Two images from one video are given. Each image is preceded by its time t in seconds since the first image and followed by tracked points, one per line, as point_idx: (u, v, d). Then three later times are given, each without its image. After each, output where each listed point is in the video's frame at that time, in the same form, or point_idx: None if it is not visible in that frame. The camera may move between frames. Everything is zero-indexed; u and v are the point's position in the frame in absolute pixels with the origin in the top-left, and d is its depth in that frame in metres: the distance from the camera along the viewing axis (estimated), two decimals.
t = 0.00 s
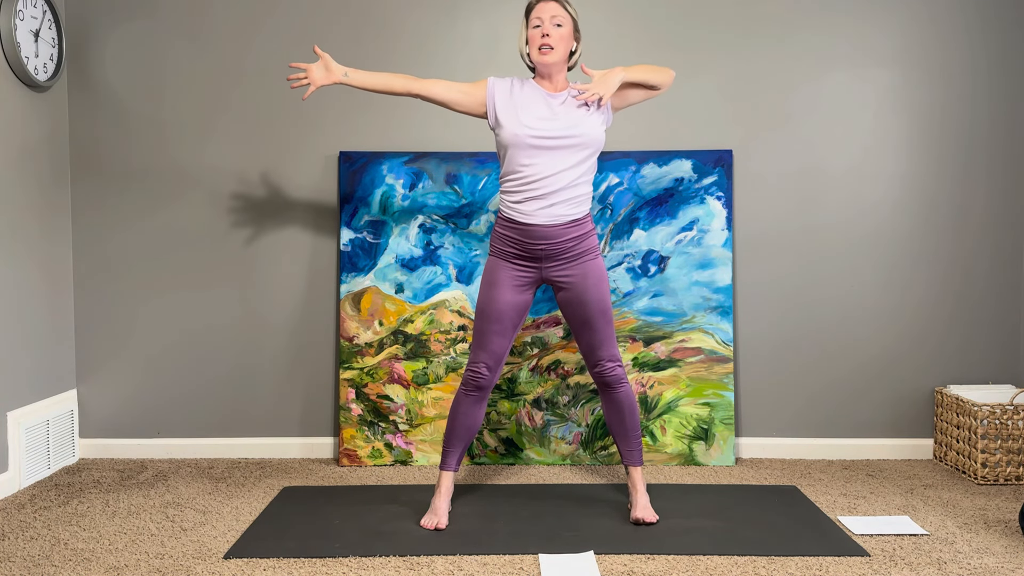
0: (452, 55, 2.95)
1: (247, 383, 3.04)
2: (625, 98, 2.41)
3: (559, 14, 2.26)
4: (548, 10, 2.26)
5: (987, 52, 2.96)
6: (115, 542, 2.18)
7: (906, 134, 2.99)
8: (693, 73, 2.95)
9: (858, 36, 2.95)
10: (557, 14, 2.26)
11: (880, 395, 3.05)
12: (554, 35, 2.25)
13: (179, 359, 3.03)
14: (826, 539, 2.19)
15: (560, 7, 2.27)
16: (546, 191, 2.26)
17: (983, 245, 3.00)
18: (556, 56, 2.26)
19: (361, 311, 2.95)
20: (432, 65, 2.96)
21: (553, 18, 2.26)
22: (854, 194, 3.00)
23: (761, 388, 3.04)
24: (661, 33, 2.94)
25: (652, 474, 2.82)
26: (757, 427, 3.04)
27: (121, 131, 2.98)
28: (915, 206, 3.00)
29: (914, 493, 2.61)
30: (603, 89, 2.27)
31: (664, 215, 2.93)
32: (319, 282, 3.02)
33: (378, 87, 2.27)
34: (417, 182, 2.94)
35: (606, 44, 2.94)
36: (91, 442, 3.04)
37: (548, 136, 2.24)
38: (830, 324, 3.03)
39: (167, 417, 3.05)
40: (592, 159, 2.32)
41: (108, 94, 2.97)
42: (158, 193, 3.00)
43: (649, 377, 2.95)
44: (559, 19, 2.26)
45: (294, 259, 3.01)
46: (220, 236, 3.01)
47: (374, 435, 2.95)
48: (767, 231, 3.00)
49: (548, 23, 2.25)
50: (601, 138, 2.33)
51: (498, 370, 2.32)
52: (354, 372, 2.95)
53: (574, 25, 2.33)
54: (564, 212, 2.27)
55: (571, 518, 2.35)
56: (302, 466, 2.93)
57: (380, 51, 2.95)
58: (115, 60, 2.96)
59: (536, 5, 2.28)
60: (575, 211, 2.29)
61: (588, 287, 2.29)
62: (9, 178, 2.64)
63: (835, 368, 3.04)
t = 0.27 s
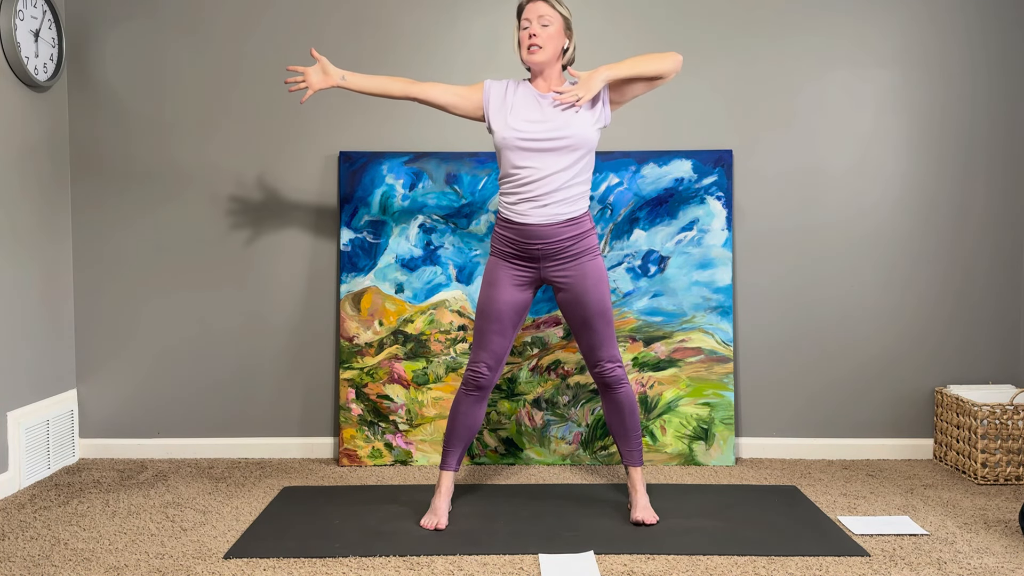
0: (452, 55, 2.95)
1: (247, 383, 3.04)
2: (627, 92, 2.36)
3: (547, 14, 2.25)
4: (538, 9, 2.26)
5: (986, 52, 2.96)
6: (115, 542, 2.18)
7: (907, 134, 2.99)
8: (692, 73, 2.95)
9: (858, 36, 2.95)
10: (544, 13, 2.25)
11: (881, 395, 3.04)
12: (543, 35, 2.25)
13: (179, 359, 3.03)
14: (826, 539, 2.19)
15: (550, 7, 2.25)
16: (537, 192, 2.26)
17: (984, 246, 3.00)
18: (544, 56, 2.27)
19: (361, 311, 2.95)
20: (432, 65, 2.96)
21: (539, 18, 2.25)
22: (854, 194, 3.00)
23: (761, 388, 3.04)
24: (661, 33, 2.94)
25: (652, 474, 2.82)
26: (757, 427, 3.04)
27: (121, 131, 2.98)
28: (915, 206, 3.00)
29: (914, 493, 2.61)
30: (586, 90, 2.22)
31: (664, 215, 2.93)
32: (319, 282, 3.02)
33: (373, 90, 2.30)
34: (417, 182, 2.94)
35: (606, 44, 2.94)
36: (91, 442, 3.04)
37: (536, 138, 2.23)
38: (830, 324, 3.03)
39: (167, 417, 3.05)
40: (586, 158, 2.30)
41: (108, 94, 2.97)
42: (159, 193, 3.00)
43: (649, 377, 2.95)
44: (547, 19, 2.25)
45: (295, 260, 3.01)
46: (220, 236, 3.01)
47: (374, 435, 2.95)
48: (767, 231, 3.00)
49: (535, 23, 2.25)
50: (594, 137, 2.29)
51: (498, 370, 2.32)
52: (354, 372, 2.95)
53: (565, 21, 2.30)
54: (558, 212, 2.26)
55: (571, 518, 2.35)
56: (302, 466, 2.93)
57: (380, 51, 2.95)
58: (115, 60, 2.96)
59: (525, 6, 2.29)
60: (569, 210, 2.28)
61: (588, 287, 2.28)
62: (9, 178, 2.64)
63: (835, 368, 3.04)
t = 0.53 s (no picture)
0: (452, 55, 2.95)
1: (247, 383, 3.04)
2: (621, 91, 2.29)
3: (532, 15, 2.24)
4: (524, 11, 2.26)
5: (986, 52, 2.96)
6: (115, 542, 2.18)
7: (906, 134, 2.99)
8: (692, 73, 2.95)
9: (858, 36, 2.95)
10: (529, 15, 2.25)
11: (880, 395, 3.05)
12: (528, 38, 2.25)
13: (179, 358, 3.03)
14: (826, 539, 2.19)
15: (534, 8, 2.25)
16: (532, 198, 2.27)
17: (984, 246, 3.00)
18: (532, 58, 2.27)
19: (361, 311, 2.95)
20: (432, 65, 2.96)
21: (523, 20, 2.25)
22: (854, 194, 3.00)
23: (761, 388, 3.04)
24: (661, 33, 2.94)
25: (652, 474, 2.82)
26: (757, 427, 3.04)
27: (121, 131, 2.98)
28: (915, 206, 3.00)
29: (914, 493, 2.61)
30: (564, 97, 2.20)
31: (664, 215, 2.93)
32: (319, 282, 3.02)
33: (374, 90, 2.31)
34: (417, 182, 2.94)
35: (606, 44, 2.94)
36: (91, 442, 3.04)
37: (529, 143, 2.23)
38: (830, 324, 3.03)
39: (167, 417, 3.05)
40: (583, 160, 2.28)
41: (108, 94, 2.97)
42: (159, 193, 3.00)
43: (649, 377, 2.95)
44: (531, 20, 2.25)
45: (295, 260, 3.01)
46: (220, 236, 3.01)
47: (374, 435, 2.95)
48: (767, 231, 3.00)
49: (520, 26, 2.25)
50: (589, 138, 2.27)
51: (499, 370, 2.32)
52: (354, 372, 2.95)
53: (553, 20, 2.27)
54: (554, 214, 2.26)
55: (571, 518, 2.35)
56: (302, 466, 2.93)
57: (380, 51, 2.95)
58: (115, 60, 2.96)
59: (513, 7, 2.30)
60: (566, 212, 2.27)
61: (589, 287, 2.27)
62: (9, 178, 2.64)
63: (835, 368, 3.04)
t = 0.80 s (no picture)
0: (452, 54, 2.95)
1: (247, 383, 3.04)
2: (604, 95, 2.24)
3: (516, 19, 2.25)
4: (511, 15, 2.27)
5: (986, 52, 2.96)
6: (115, 542, 2.18)
7: (906, 134, 2.99)
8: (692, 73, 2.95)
9: (858, 36, 2.95)
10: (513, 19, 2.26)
11: (880, 395, 3.05)
12: (513, 41, 2.27)
13: (179, 358, 3.03)
14: (826, 539, 2.19)
15: (519, 12, 2.26)
16: (526, 200, 2.28)
17: (984, 246, 3.00)
18: (517, 61, 2.28)
19: (361, 311, 2.95)
20: (432, 65, 2.96)
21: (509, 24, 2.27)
22: (854, 194, 3.00)
23: (761, 388, 3.04)
24: (660, 33, 2.94)
25: (652, 474, 2.82)
26: (757, 427, 3.04)
27: (121, 131, 2.98)
28: (915, 206, 3.00)
29: (914, 493, 2.61)
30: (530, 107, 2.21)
31: (664, 215, 2.93)
32: (319, 282, 3.02)
33: (374, 92, 2.34)
34: (417, 182, 2.94)
35: (606, 45, 2.94)
36: (91, 442, 3.04)
37: (519, 147, 2.24)
38: (830, 323, 3.03)
39: (167, 417, 3.05)
40: (576, 161, 2.26)
41: (108, 94, 2.97)
42: (159, 193, 3.00)
43: (649, 377, 2.95)
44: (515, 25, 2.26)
45: (295, 260, 3.01)
46: (220, 236, 3.01)
47: (374, 435, 2.95)
48: (767, 231, 3.00)
49: (506, 30, 2.28)
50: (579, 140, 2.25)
51: (500, 370, 2.32)
52: (354, 372, 2.95)
53: (538, 22, 2.26)
54: (549, 215, 2.26)
55: (571, 518, 2.35)
56: (302, 466, 2.93)
57: (380, 51, 2.95)
58: (115, 60, 2.96)
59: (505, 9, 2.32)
60: (561, 213, 2.26)
61: (589, 286, 2.27)
62: (9, 178, 2.64)
63: (835, 368, 3.04)
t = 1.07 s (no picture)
0: (452, 54, 2.95)
1: (247, 383, 3.04)
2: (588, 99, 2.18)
3: (503, 25, 2.26)
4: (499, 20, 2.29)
5: (986, 52, 2.96)
6: (115, 542, 2.18)
7: (906, 133, 2.99)
8: (692, 73, 2.95)
9: (858, 36, 2.95)
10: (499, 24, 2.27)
11: (880, 395, 3.05)
12: (501, 47, 2.28)
13: (179, 358, 3.03)
14: (826, 539, 2.19)
15: (506, 17, 2.26)
16: (520, 202, 2.30)
17: (983, 246, 3.00)
18: (505, 66, 2.30)
19: (361, 311, 2.95)
20: (432, 65, 2.96)
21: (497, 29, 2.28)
22: (855, 194, 3.00)
23: (761, 388, 3.04)
24: (660, 33, 2.94)
25: (652, 475, 2.82)
26: (757, 427, 3.04)
27: (121, 131, 2.98)
28: (915, 206, 3.00)
29: (914, 493, 2.61)
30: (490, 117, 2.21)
31: (664, 215, 2.93)
32: (319, 282, 3.02)
33: (372, 98, 2.35)
34: (417, 182, 2.94)
35: (606, 44, 2.94)
36: (91, 442, 3.04)
37: (510, 153, 2.26)
38: (830, 323, 3.03)
39: (167, 417, 3.04)
40: (567, 162, 2.25)
41: (108, 94, 2.97)
42: (159, 194, 3.00)
43: (649, 377, 2.95)
44: (502, 29, 2.27)
45: (295, 260, 3.01)
46: (220, 236, 3.01)
47: (374, 435, 2.94)
48: (767, 231, 3.00)
49: (495, 35, 2.29)
50: (566, 142, 2.22)
51: (500, 370, 2.32)
52: (354, 372, 2.95)
53: (524, 27, 2.26)
54: (543, 217, 2.26)
55: (571, 518, 2.35)
56: (302, 466, 2.93)
57: (380, 51, 2.95)
58: (115, 60, 2.96)
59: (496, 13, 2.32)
60: (555, 214, 2.26)
61: (589, 286, 2.27)
62: (9, 178, 2.64)
63: (835, 368, 3.04)
